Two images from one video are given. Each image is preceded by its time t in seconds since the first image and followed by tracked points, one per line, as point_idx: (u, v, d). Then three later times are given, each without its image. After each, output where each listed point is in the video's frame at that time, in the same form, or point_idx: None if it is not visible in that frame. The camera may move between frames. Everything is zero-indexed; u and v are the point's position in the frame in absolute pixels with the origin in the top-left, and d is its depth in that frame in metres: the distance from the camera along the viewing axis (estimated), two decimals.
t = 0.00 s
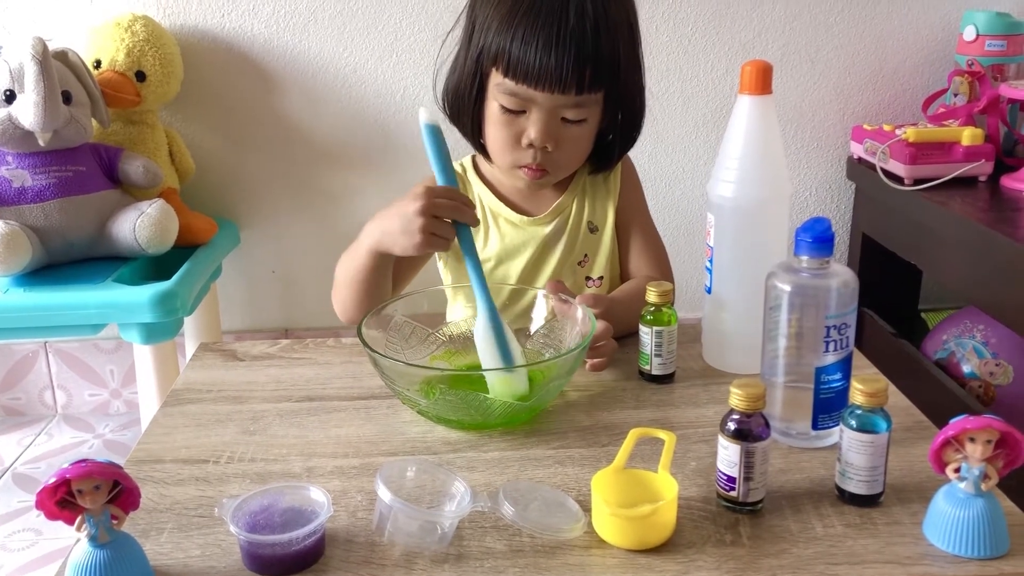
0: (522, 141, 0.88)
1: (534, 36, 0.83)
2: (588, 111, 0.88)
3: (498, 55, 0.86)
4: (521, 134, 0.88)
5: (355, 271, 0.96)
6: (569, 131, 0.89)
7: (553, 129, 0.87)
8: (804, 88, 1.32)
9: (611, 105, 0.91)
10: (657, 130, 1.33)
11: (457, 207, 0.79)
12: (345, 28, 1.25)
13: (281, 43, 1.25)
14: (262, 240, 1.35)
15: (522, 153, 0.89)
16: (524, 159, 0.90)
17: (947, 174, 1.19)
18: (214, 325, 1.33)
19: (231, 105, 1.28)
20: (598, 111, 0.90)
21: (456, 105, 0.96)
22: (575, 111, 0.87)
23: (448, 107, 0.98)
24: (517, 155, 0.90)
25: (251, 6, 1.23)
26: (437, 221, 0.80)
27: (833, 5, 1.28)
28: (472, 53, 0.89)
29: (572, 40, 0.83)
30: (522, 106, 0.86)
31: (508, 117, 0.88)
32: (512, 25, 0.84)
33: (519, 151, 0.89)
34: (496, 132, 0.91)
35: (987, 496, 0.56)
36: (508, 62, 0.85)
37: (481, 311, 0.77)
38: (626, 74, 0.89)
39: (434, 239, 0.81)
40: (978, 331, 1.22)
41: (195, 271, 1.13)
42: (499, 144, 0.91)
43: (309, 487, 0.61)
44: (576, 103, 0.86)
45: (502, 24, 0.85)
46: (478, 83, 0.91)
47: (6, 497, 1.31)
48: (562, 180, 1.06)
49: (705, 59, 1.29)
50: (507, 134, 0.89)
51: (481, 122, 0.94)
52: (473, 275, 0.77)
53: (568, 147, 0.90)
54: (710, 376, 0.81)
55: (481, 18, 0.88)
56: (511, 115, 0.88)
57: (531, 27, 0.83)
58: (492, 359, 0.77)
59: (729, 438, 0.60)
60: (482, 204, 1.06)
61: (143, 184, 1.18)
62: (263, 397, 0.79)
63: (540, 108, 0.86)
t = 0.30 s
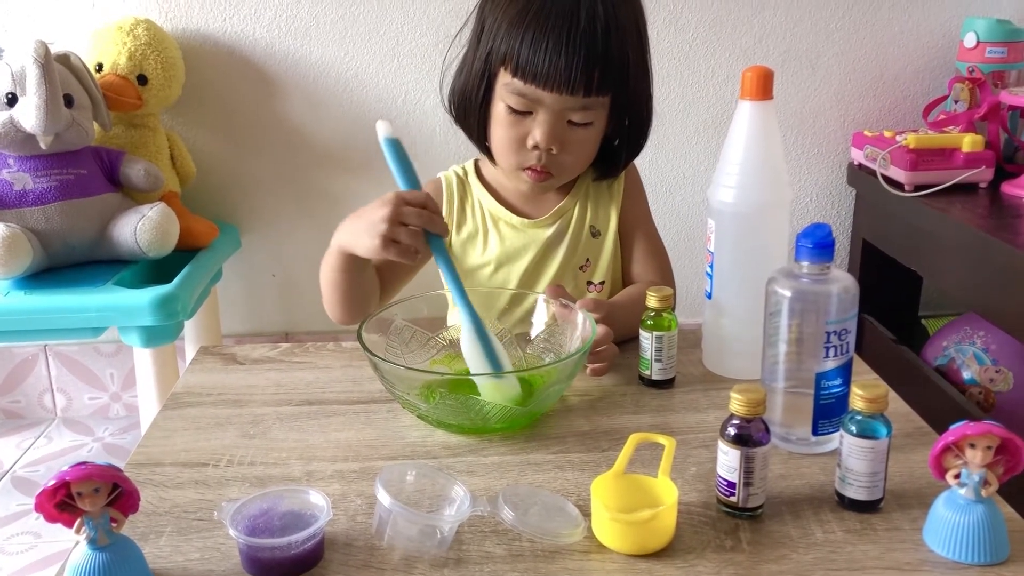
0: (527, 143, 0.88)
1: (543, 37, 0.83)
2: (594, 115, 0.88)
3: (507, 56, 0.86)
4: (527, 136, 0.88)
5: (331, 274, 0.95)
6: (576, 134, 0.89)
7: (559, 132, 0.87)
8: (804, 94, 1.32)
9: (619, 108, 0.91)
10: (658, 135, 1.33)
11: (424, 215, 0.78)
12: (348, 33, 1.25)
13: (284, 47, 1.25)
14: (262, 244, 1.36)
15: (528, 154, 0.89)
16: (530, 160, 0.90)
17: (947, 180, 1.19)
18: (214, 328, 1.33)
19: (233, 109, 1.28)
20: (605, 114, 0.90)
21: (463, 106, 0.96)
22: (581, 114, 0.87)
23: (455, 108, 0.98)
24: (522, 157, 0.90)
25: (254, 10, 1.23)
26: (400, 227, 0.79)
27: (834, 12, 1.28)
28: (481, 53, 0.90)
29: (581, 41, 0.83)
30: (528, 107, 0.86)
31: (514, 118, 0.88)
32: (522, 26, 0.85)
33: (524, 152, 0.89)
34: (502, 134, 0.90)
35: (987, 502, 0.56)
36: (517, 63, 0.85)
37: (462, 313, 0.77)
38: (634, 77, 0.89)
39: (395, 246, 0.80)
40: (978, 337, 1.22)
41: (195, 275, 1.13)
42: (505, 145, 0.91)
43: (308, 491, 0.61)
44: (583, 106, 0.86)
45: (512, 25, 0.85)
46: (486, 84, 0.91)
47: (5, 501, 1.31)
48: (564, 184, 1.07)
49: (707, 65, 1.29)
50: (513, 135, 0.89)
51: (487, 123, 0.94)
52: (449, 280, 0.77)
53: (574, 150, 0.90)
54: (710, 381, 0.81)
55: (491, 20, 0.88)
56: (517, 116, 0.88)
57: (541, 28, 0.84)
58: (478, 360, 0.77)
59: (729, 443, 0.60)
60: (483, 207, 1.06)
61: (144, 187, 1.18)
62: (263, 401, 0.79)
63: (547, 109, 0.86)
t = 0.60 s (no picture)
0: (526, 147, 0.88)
1: (544, 41, 0.84)
2: (593, 120, 0.88)
3: (506, 59, 0.86)
4: (525, 141, 0.88)
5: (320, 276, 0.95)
6: (574, 139, 0.89)
7: (557, 137, 0.87)
8: (807, 99, 1.33)
9: (617, 114, 0.92)
10: (660, 140, 1.33)
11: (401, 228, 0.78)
12: (349, 38, 1.26)
13: (286, 53, 1.26)
14: (265, 249, 1.36)
15: (526, 158, 0.90)
16: (527, 164, 0.90)
17: (950, 185, 1.19)
18: (217, 333, 1.33)
19: (236, 115, 1.28)
20: (604, 119, 0.90)
21: (462, 109, 0.96)
22: (580, 119, 0.87)
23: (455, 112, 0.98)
24: (520, 161, 0.90)
25: (257, 15, 1.24)
26: (374, 231, 0.80)
27: (836, 17, 1.29)
28: (481, 57, 0.90)
29: (580, 45, 0.84)
30: (528, 111, 0.86)
31: (513, 122, 0.88)
32: (522, 30, 0.85)
33: (523, 156, 0.90)
34: (501, 138, 0.91)
35: (990, 509, 0.56)
36: (517, 66, 0.85)
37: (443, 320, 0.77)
38: (634, 83, 0.89)
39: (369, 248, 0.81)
40: (981, 343, 1.22)
41: (199, 280, 1.14)
42: (503, 149, 0.91)
43: (311, 497, 0.61)
44: (581, 110, 0.86)
45: (512, 30, 0.86)
46: (485, 88, 0.91)
47: (9, 505, 1.31)
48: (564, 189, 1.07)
49: (709, 70, 1.30)
50: (511, 139, 0.89)
51: (486, 127, 0.95)
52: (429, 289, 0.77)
53: (572, 155, 0.90)
54: (712, 387, 0.81)
55: (492, 24, 0.89)
56: (516, 119, 0.88)
57: (541, 32, 0.84)
58: (456, 370, 0.77)
59: (731, 449, 0.60)
60: (482, 212, 1.06)
61: (148, 193, 1.19)
62: (266, 407, 0.79)
63: (546, 113, 0.86)
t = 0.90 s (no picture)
0: (562, 164, 0.90)
1: (586, 67, 0.82)
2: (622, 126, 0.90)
3: (543, 87, 0.84)
4: (561, 158, 0.89)
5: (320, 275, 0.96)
6: (604, 149, 0.90)
7: (591, 149, 0.89)
8: (814, 101, 1.32)
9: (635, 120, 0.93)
10: (666, 142, 1.33)
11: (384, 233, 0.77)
12: (354, 41, 1.26)
13: (293, 56, 1.26)
14: (271, 252, 1.36)
15: (562, 174, 0.91)
16: (564, 180, 0.92)
17: (958, 187, 1.18)
18: (222, 336, 1.33)
19: (242, 117, 1.28)
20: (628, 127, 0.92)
21: (490, 139, 0.93)
22: (612, 130, 0.88)
23: (475, 140, 0.95)
24: (556, 177, 0.91)
25: (264, 18, 1.24)
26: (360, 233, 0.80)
27: (843, 18, 1.28)
28: (507, 84, 0.87)
29: (615, 65, 0.83)
30: (563, 130, 0.87)
31: (548, 141, 0.88)
32: (560, 56, 0.83)
33: (559, 173, 0.91)
34: (534, 157, 0.91)
35: (1001, 512, 0.55)
36: (556, 92, 0.83)
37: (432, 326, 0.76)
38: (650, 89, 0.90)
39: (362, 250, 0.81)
40: (990, 345, 1.22)
41: (205, 283, 1.14)
42: (536, 168, 0.91)
43: (317, 500, 0.60)
44: (615, 125, 0.87)
45: (546, 55, 0.83)
46: (514, 112, 0.88)
47: (15, 508, 1.31)
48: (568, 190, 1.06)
49: (715, 72, 1.29)
50: (546, 159, 0.90)
51: (518, 154, 0.92)
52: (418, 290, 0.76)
53: (602, 164, 0.92)
54: (719, 390, 0.81)
55: (515, 49, 0.86)
56: (551, 139, 0.88)
57: (580, 56, 0.82)
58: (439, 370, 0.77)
59: (739, 452, 0.59)
60: (486, 214, 1.06)
61: (153, 195, 1.19)
62: (272, 409, 0.79)
63: (582, 130, 0.87)
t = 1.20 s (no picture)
0: (567, 174, 0.89)
1: (593, 81, 0.82)
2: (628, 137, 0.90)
3: (549, 100, 0.84)
4: (566, 168, 0.89)
5: (347, 280, 0.99)
6: (608, 160, 0.90)
7: (595, 159, 0.89)
8: (821, 100, 1.32)
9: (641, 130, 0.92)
10: (674, 142, 1.33)
11: (396, 228, 0.78)
12: (361, 41, 1.26)
13: (299, 56, 1.26)
14: (277, 251, 1.36)
15: (566, 184, 0.91)
16: (568, 189, 0.92)
17: (966, 186, 1.18)
18: (229, 335, 1.33)
19: (249, 117, 1.29)
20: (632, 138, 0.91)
21: (495, 149, 0.93)
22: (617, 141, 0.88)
23: (481, 148, 0.95)
24: (561, 187, 0.92)
25: (272, 18, 1.24)
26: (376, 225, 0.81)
27: (851, 17, 1.28)
28: (513, 96, 0.87)
29: (622, 79, 0.83)
30: (568, 142, 0.87)
31: (553, 153, 0.88)
32: (567, 70, 0.83)
33: (563, 183, 0.91)
34: (539, 168, 0.91)
35: (1012, 511, 0.55)
36: (561, 106, 0.83)
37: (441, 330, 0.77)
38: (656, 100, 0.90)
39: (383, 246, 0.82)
40: (998, 344, 1.22)
41: (212, 282, 1.14)
42: (541, 177, 0.92)
43: (326, 498, 0.61)
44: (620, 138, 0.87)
45: (552, 68, 0.83)
46: (519, 125, 0.88)
47: (22, 507, 1.31)
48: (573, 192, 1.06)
49: (723, 72, 1.29)
50: (551, 170, 0.90)
51: (524, 165, 0.92)
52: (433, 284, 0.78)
53: (606, 174, 0.92)
54: (727, 389, 0.81)
55: (522, 60, 0.86)
56: (556, 151, 0.88)
57: (586, 71, 0.82)
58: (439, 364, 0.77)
59: (748, 450, 0.59)
60: (492, 215, 1.06)
61: (161, 195, 1.19)
62: (280, 408, 0.79)
63: (587, 143, 0.87)
